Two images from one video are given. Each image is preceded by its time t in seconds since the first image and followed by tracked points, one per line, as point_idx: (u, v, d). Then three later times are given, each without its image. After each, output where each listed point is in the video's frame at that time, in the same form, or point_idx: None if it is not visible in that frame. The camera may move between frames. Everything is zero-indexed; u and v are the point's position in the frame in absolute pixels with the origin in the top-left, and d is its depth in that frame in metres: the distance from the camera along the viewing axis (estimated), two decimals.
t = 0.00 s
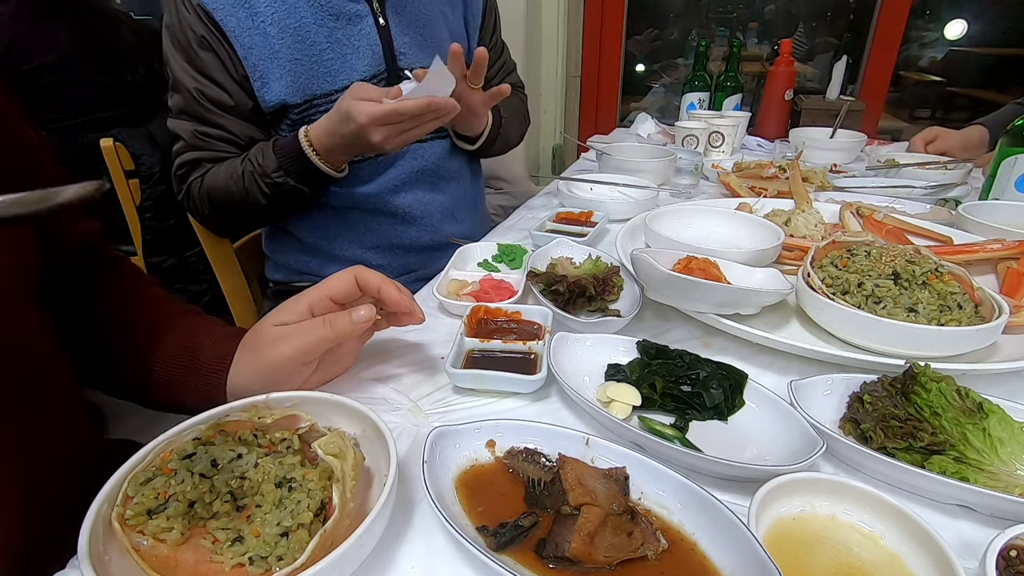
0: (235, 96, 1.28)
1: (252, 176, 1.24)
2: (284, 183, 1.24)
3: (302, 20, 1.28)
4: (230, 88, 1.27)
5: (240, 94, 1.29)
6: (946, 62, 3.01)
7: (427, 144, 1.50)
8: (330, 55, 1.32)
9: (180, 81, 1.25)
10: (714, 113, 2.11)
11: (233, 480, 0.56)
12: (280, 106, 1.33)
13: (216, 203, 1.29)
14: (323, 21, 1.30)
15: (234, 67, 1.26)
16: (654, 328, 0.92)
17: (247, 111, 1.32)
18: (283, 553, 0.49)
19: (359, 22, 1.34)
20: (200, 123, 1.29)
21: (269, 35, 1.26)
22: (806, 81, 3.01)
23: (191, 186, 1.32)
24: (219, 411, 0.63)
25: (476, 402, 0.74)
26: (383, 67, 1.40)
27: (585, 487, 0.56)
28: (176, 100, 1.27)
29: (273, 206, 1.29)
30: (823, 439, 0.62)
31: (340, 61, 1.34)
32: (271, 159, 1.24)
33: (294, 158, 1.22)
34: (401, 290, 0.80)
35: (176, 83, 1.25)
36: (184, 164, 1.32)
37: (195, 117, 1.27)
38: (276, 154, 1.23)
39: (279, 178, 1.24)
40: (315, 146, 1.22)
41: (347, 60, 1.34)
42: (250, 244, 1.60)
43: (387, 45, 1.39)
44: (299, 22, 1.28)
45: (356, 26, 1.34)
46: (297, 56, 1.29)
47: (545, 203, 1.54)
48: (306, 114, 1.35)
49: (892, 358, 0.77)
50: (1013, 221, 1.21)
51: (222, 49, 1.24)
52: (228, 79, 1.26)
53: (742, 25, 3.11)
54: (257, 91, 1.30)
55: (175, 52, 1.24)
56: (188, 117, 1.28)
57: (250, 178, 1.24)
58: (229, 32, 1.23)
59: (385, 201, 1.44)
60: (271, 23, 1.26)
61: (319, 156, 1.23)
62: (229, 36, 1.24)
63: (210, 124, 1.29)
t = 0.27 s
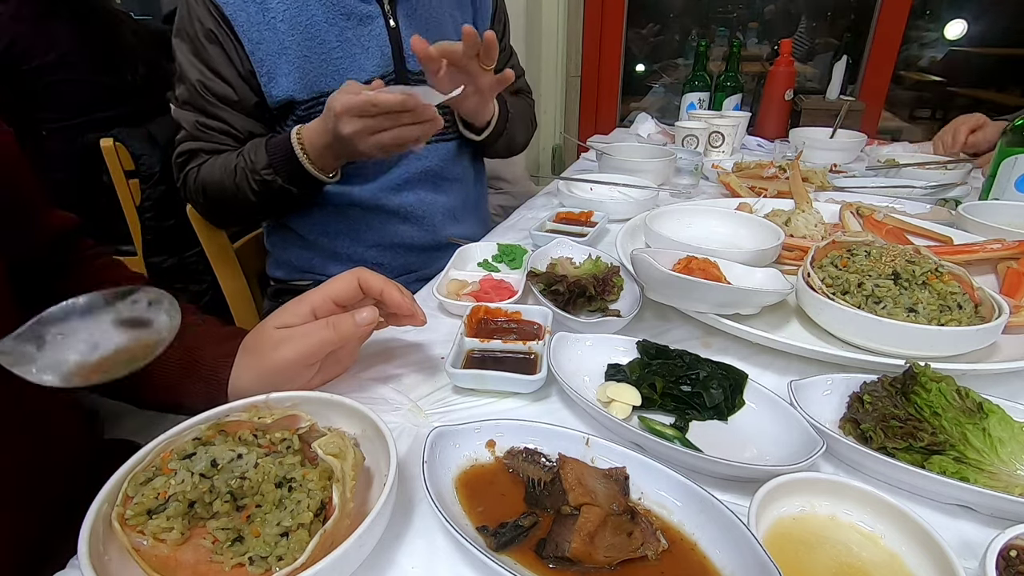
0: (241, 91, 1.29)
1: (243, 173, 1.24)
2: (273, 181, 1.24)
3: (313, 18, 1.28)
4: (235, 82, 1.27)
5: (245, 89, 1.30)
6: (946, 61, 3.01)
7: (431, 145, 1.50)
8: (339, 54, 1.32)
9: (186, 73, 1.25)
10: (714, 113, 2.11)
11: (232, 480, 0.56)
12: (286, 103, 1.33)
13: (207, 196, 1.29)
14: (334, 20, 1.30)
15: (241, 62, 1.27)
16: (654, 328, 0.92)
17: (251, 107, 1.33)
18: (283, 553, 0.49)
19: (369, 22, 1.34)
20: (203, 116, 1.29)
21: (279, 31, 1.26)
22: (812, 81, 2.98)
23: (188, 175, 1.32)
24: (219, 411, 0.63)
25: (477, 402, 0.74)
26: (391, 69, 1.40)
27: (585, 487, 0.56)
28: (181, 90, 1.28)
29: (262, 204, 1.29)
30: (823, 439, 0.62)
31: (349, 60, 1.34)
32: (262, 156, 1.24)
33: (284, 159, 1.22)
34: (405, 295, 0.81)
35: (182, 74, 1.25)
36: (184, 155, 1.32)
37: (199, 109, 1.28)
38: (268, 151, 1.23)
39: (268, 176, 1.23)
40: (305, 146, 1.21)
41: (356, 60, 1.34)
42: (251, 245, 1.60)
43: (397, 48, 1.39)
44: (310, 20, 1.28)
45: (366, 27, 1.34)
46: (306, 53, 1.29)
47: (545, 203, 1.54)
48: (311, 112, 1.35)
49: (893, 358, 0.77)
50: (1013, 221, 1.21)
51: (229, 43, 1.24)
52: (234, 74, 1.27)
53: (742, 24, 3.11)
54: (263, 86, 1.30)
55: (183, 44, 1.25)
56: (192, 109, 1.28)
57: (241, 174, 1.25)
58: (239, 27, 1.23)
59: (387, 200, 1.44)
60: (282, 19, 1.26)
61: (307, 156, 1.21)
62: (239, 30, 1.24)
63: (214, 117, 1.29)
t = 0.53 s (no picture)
0: (255, 85, 1.29)
1: (272, 164, 1.24)
2: (304, 172, 1.24)
3: (324, 15, 1.29)
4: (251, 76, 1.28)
5: (260, 83, 1.30)
6: (946, 61, 3.01)
7: (436, 146, 1.49)
8: (350, 51, 1.33)
9: (200, 67, 1.25)
10: (714, 113, 2.11)
11: (232, 480, 0.56)
12: (298, 98, 1.33)
13: (230, 189, 1.28)
14: (344, 17, 1.31)
15: (257, 57, 1.28)
16: (654, 328, 0.92)
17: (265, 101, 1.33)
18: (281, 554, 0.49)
19: (378, 21, 1.35)
20: (218, 110, 1.29)
21: (291, 26, 1.27)
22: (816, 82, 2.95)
23: (205, 172, 1.31)
24: (220, 411, 0.63)
25: (477, 402, 0.74)
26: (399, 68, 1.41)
27: (585, 487, 0.56)
28: (193, 85, 1.27)
29: (288, 195, 1.29)
30: (823, 439, 0.62)
31: (358, 57, 1.34)
32: (292, 147, 1.23)
33: (318, 147, 1.22)
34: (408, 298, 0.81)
35: (196, 68, 1.25)
36: (199, 149, 1.30)
37: (214, 104, 1.28)
38: (297, 142, 1.23)
39: (299, 167, 1.23)
40: (337, 136, 1.22)
41: (366, 57, 1.35)
42: (252, 245, 1.60)
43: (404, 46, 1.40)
44: (322, 17, 1.29)
45: (376, 25, 1.35)
46: (317, 49, 1.30)
47: (545, 203, 1.54)
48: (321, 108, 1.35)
49: (893, 358, 0.77)
50: (1013, 221, 1.21)
51: (246, 37, 1.25)
52: (251, 67, 1.28)
53: (742, 25, 3.11)
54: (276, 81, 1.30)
55: (196, 38, 1.24)
56: (206, 103, 1.28)
57: (269, 166, 1.24)
58: (253, 21, 1.24)
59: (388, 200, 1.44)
60: (294, 14, 1.27)
61: (341, 148, 1.23)
62: (253, 24, 1.25)
63: (229, 111, 1.29)
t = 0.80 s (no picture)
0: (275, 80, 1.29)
1: (301, 162, 1.25)
2: (334, 169, 1.26)
3: (337, 13, 1.30)
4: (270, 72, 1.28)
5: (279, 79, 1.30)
6: (946, 61, 3.01)
7: (438, 147, 1.50)
8: (362, 49, 1.34)
9: (219, 65, 1.24)
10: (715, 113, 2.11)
11: (233, 480, 0.56)
12: (314, 94, 1.34)
13: (256, 188, 1.28)
14: (356, 15, 1.32)
15: (274, 54, 1.28)
16: (654, 328, 0.92)
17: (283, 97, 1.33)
18: (281, 554, 0.49)
19: (388, 19, 1.36)
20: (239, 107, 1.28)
21: (306, 24, 1.27)
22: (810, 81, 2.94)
23: (230, 173, 1.30)
24: (219, 412, 0.64)
25: (476, 402, 0.74)
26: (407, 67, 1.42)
27: (585, 487, 0.56)
28: (210, 84, 1.26)
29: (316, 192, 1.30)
30: (823, 439, 0.62)
31: (368, 56, 1.35)
32: (318, 145, 1.24)
33: (346, 143, 1.23)
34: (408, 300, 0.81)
35: (214, 66, 1.24)
36: (222, 150, 1.29)
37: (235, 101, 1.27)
38: (325, 139, 1.24)
39: (329, 163, 1.25)
40: (366, 132, 1.23)
41: (377, 56, 1.36)
42: (252, 245, 1.60)
43: (412, 46, 1.41)
44: (335, 14, 1.30)
45: (385, 24, 1.36)
46: (331, 47, 1.31)
47: (545, 203, 1.54)
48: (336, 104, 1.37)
49: (892, 358, 0.77)
50: (1013, 221, 1.21)
51: (262, 33, 1.25)
52: (269, 64, 1.27)
53: (742, 24, 3.11)
54: (292, 78, 1.31)
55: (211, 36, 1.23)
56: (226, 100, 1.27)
57: (298, 164, 1.25)
58: (270, 18, 1.24)
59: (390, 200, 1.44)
60: (309, 12, 1.27)
61: (369, 139, 1.23)
62: (269, 21, 1.24)
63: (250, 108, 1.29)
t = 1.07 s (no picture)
0: (267, 83, 1.29)
1: (287, 168, 1.25)
2: (320, 177, 1.26)
3: (335, 15, 1.30)
4: (263, 74, 1.27)
5: (271, 82, 1.29)
6: (946, 61, 3.01)
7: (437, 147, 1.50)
8: (360, 50, 1.34)
9: (213, 67, 1.24)
10: (714, 113, 2.11)
11: (233, 480, 0.56)
12: (310, 96, 1.33)
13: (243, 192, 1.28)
14: (354, 17, 1.32)
15: (268, 56, 1.27)
16: (654, 328, 0.92)
17: (276, 99, 1.32)
18: (284, 556, 0.49)
19: (388, 20, 1.36)
20: (231, 109, 1.28)
21: (303, 26, 1.27)
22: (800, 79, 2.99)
23: (219, 173, 1.31)
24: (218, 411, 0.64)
25: (477, 401, 0.74)
26: (407, 68, 1.42)
27: (585, 487, 0.56)
28: (204, 85, 1.26)
29: (304, 198, 1.31)
30: (822, 439, 0.62)
31: (368, 56, 1.35)
32: (308, 152, 1.25)
33: (333, 153, 1.24)
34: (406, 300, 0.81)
35: (208, 69, 1.24)
36: (211, 152, 1.30)
37: (228, 103, 1.27)
38: (314, 147, 1.24)
39: (315, 172, 1.25)
40: (354, 142, 1.23)
41: (375, 57, 1.36)
42: (253, 246, 1.60)
43: (412, 47, 1.41)
44: (333, 16, 1.29)
45: (385, 24, 1.36)
46: (329, 49, 1.30)
47: (545, 203, 1.53)
48: (331, 106, 1.37)
49: (892, 358, 0.77)
50: (1013, 221, 1.21)
51: (256, 35, 1.24)
52: (262, 67, 1.27)
53: (742, 24, 3.11)
54: (286, 80, 1.30)
55: (207, 38, 1.23)
56: (219, 102, 1.27)
57: (285, 170, 1.25)
58: (266, 20, 1.24)
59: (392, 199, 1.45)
60: (307, 14, 1.27)
61: (356, 151, 1.24)
62: (265, 24, 1.24)
63: (242, 110, 1.28)
